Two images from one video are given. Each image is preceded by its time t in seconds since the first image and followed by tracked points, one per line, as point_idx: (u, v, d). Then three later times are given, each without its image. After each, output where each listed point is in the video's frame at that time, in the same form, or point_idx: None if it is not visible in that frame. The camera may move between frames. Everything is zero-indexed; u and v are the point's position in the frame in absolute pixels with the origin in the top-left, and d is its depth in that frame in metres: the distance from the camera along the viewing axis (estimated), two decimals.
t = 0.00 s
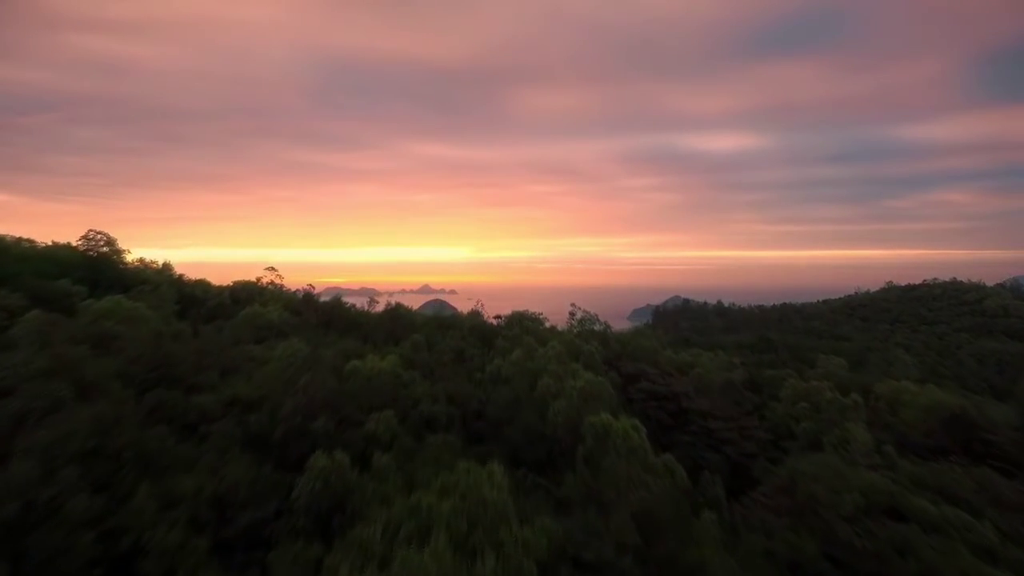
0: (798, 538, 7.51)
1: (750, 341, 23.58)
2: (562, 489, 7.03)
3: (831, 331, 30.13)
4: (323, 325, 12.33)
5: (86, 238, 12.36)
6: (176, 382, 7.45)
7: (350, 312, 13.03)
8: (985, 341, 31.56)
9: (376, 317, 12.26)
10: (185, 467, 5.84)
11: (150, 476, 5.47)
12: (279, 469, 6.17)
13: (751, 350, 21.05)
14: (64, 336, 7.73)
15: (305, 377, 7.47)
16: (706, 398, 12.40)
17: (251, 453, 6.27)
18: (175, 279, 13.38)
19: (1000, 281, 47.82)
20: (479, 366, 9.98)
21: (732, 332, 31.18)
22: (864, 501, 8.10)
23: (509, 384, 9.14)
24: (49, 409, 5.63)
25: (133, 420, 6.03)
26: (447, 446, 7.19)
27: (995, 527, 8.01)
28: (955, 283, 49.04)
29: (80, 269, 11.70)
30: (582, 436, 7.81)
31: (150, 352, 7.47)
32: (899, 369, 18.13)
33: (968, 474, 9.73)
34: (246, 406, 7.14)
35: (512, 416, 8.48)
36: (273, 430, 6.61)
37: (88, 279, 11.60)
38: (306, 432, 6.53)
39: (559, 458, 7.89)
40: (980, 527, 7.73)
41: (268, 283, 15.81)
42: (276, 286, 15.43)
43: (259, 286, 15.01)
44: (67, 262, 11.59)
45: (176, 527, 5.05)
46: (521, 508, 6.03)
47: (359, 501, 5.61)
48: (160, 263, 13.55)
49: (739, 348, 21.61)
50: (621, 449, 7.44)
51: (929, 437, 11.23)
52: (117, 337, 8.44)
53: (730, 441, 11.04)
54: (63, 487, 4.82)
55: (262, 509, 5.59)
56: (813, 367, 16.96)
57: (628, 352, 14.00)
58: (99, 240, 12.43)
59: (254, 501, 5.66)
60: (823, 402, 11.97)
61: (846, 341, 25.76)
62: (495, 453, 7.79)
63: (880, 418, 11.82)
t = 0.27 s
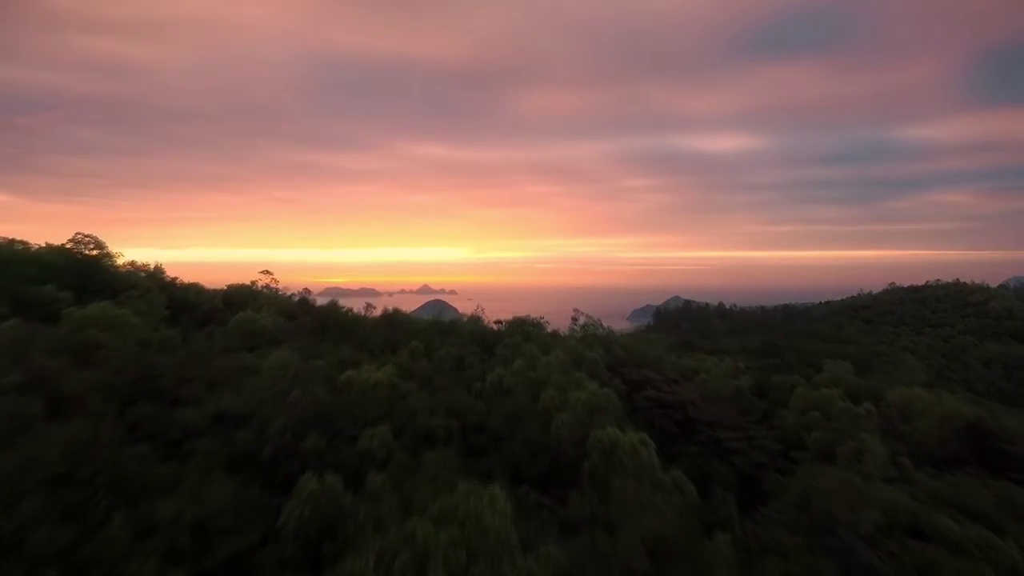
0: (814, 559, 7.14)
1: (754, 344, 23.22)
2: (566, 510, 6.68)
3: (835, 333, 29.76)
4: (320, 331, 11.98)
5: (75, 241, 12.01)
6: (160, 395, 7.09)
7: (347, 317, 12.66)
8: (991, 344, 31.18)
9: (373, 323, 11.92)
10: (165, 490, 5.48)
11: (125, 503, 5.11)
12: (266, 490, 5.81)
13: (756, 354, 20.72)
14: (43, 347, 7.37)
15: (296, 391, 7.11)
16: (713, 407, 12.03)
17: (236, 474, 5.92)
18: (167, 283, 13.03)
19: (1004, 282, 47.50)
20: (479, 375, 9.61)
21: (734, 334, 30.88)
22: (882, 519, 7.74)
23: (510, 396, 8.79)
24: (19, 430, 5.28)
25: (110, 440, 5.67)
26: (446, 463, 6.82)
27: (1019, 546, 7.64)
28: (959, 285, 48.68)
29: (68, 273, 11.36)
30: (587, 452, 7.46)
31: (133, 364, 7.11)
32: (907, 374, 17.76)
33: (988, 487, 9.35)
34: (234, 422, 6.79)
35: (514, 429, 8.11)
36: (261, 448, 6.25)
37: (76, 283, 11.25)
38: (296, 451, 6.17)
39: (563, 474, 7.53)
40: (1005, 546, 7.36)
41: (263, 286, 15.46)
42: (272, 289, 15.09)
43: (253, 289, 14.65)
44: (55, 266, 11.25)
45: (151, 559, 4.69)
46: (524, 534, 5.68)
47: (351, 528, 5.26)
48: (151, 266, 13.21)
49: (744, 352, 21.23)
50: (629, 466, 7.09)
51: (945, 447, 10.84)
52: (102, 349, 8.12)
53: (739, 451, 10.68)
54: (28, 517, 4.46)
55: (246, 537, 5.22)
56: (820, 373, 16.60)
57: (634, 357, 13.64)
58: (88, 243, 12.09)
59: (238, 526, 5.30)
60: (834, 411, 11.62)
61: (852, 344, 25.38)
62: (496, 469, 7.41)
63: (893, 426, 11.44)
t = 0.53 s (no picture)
0: None
1: (759, 348, 22.85)
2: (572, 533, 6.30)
3: (840, 336, 29.39)
4: (315, 338, 11.59)
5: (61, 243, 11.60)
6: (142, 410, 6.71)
7: (342, 323, 12.26)
8: (997, 347, 30.84)
9: (370, 329, 11.54)
10: (141, 517, 5.10)
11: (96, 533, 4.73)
12: (251, 515, 5.42)
13: (761, 359, 20.34)
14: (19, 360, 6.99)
15: (285, 406, 6.71)
16: (721, 416, 11.64)
17: (219, 499, 5.53)
18: (157, 287, 12.63)
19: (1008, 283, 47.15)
20: (480, 385, 9.22)
21: (738, 338, 30.55)
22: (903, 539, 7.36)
23: (512, 408, 8.40)
24: None
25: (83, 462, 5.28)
26: (444, 483, 6.44)
27: None
28: (962, 286, 48.36)
29: (54, 277, 10.95)
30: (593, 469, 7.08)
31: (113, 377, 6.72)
32: (917, 380, 17.38)
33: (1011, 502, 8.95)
34: (219, 439, 6.41)
35: (516, 444, 7.73)
36: (246, 469, 5.86)
37: (61, 288, 10.85)
38: (283, 473, 5.79)
39: (568, 493, 7.15)
40: None
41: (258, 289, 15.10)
42: (266, 293, 14.73)
43: (247, 293, 14.24)
44: (40, 270, 10.85)
45: None
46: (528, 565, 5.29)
47: (341, 559, 4.87)
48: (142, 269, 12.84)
49: (749, 356, 20.85)
50: (638, 485, 6.71)
51: (963, 459, 10.44)
52: (83, 359, 7.74)
53: (749, 463, 10.29)
54: None
55: (227, 569, 4.83)
56: (828, 379, 16.23)
57: (639, 364, 13.26)
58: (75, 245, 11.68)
59: (219, 558, 4.91)
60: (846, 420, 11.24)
61: (858, 348, 25.00)
62: (497, 488, 7.03)
63: (908, 436, 11.06)
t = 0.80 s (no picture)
0: None
1: (764, 352, 22.49)
2: (579, 559, 5.93)
3: (845, 339, 29.03)
4: (310, 345, 11.23)
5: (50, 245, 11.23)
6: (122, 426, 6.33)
7: (338, 329, 11.88)
8: (1005, 350, 30.45)
9: (367, 336, 11.17)
10: (115, 548, 4.73)
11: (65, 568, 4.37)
12: (235, 543, 5.05)
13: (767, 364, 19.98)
14: None
15: (274, 421, 6.33)
16: (729, 426, 11.26)
17: (201, 526, 5.17)
18: (148, 291, 12.25)
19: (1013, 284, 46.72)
20: (480, 395, 8.85)
21: (742, 340, 30.19)
22: (928, 563, 6.97)
23: (514, 421, 8.03)
24: None
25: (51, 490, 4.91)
26: (443, 504, 6.07)
27: None
28: (966, 288, 48.00)
29: (40, 280, 10.56)
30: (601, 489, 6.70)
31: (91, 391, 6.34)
32: (926, 386, 17.03)
33: None
34: (203, 459, 6.03)
35: (519, 460, 7.36)
36: (231, 494, 5.48)
37: (47, 293, 10.46)
38: (270, 496, 5.41)
39: (574, 513, 6.77)
40: None
41: (253, 293, 14.75)
42: (261, 297, 14.38)
43: (241, 297, 13.87)
44: (26, 272, 10.45)
45: None
46: None
47: None
48: (133, 273, 12.48)
49: (754, 361, 20.49)
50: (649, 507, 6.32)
51: (982, 472, 10.05)
52: (64, 371, 7.39)
53: (760, 476, 9.92)
54: None
55: None
56: (837, 385, 15.87)
57: (644, 370, 12.89)
58: (65, 249, 11.34)
59: None
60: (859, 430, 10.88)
61: (864, 351, 24.61)
62: (498, 508, 6.65)
63: (924, 447, 10.69)
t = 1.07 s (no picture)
0: None
1: (769, 356, 22.11)
2: None
3: (850, 342, 28.66)
4: (304, 352, 10.83)
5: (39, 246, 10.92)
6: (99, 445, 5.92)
7: (334, 336, 11.49)
8: (1011, 353, 30.06)
9: (363, 343, 10.78)
10: None
11: None
12: None
13: (772, 368, 19.61)
14: None
15: (261, 440, 5.92)
16: (739, 436, 10.87)
17: (179, 560, 4.76)
18: (137, 296, 11.87)
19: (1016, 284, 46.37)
20: (481, 408, 8.46)
21: (745, 344, 29.82)
22: None
23: (517, 436, 7.65)
24: None
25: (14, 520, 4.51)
26: (442, 530, 5.67)
27: None
28: (969, 290, 47.65)
29: (25, 283, 10.19)
30: (610, 510, 6.30)
31: (65, 407, 5.93)
32: (936, 392, 16.66)
33: None
34: (185, 481, 5.64)
35: (522, 478, 6.96)
36: (212, 523, 5.07)
37: (31, 298, 10.08)
38: (255, 525, 5.01)
39: (581, 536, 6.38)
40: None
41: (247, 297, 14.35)
42: (255, 301, 13.97)
43: (234, 302, 13.48)
44: (11, 275, 10.09)
45: None
46: None
47: None
48: (122, 275, 12.07)
49: (759, 366, 20.12)
50: (662, 531, 5.92)
51: (1004, 485, 9.65)
52: (42, 383, 6.99)
53: (772, 490, 9.53)
54: None
55: None
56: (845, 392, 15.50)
57: (650, 377, 12.49)
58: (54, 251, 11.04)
59: None
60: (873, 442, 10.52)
61: (870, 355, 24.24)
62: (501, 530, 6.27)
63: (941, 459, 10.30)
